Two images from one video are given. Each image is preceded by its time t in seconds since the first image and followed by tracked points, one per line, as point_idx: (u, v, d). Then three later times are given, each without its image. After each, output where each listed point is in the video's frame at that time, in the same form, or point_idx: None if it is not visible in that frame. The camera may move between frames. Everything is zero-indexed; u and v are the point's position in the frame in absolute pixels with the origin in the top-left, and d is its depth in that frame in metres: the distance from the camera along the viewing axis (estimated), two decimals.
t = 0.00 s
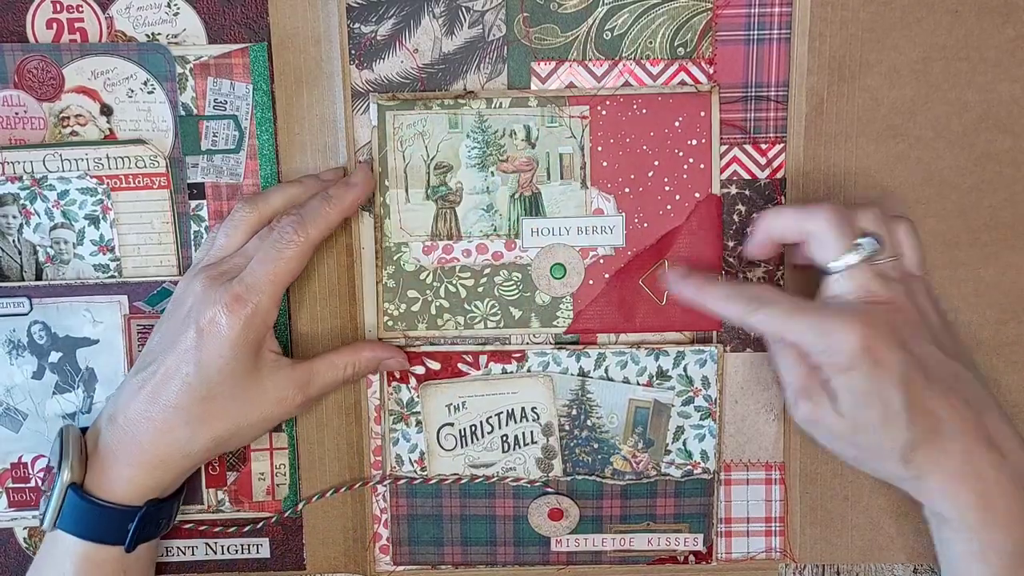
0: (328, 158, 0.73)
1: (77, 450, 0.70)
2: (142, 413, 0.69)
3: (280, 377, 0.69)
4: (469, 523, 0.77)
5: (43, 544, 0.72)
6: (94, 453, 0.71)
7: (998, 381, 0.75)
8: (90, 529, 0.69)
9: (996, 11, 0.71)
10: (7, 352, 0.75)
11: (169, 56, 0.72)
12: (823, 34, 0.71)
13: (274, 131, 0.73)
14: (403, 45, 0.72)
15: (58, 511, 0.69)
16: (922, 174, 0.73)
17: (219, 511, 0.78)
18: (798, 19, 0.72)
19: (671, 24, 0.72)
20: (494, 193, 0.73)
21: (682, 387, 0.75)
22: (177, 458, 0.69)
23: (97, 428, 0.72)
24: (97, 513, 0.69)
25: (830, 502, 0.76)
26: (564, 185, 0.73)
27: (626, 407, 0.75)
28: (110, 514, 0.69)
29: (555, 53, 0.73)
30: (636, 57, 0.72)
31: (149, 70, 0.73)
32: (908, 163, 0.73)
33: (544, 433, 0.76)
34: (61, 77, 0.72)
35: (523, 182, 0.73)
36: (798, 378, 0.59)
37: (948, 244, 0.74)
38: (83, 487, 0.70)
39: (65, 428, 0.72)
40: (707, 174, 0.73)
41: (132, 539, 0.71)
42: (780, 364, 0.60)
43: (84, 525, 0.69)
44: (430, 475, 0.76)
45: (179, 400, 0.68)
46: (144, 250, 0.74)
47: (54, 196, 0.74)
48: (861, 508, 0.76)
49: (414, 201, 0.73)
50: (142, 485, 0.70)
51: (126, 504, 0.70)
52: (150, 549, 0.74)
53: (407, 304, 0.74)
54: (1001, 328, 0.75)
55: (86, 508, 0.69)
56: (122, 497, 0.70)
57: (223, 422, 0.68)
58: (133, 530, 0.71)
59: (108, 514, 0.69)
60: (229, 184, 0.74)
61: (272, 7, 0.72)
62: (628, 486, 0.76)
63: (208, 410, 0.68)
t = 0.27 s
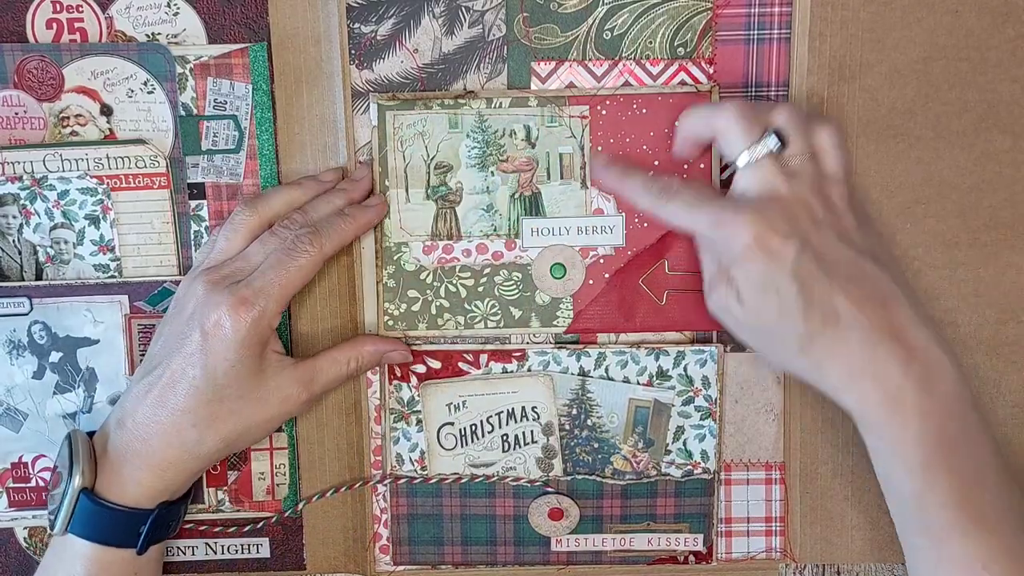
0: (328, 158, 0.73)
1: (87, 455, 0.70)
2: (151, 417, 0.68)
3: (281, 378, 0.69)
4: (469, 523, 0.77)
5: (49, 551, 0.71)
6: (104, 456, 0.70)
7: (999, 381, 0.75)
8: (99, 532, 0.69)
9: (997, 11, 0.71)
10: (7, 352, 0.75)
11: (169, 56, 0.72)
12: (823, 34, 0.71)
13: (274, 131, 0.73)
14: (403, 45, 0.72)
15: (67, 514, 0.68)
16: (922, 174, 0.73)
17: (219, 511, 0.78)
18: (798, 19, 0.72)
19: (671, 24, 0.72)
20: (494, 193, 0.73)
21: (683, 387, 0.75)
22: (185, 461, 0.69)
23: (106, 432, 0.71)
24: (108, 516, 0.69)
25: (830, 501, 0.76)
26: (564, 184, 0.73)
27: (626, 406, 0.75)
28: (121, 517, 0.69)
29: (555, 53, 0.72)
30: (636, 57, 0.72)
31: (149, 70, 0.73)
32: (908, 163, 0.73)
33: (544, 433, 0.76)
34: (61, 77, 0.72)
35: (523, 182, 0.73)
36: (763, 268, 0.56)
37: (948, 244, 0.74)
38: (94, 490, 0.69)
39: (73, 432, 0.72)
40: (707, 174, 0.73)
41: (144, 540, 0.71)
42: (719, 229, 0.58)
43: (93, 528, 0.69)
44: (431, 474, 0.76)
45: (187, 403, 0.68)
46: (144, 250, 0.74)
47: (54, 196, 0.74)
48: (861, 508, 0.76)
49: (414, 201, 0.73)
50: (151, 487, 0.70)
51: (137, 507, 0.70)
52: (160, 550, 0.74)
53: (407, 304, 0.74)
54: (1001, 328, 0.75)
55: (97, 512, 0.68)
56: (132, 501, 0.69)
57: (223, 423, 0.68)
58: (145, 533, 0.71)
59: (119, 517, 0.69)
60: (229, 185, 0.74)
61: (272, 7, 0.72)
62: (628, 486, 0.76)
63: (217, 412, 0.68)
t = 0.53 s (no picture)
0: (328, 158, 0.73)
1: (86, 455, 0.70)
2: (151, 417, 0.68)
3: (281, 378, 0.69)
4: (469, 522, 0.77)
5: (47, 551, 0.70)
6: (104, 456, 0.70)
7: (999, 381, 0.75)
8: (99, 532, 0.69)
9: (997, 11, 0.71)
10: (7, 352, 0.75)
11: (169, 56, 0.72)
12: (823, 34, 0.71)
13: (274, 131, 0.73)
14: (403, 45, 0.72)
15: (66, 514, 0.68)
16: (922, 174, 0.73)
17: (219, 511, 0.77)
18: (798, 19, 0.71)
19: (671, 24, 0.72)
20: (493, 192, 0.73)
21: (683, 387, 0.75)
22: (184, 460, 0.69)
23: (106, 432, 0.71)
24: (107, 516, 0.69)
25: (830, 502, 0.76)
26: (564, 185, 0.73)
27: (626, 407, 0.75)
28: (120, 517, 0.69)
29: (555, 53, 0.72)
30: (636, 57, 0.72)
31: (149, 70, 0.73)
32: (908, 163, 0.73)
33: (544, 433, 0.76)
34: (61, 77, 0.72)
35: (523, 182, 0.73)
36: (852, 338, 0.58)
37: (948, 244, 0.74)
38: (93, 490, 0.69)
39: (72, 431, 0.72)
40: (707, 174, 0.73)
41: (143, 540, 0.71)
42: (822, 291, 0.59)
43: (93, 528, 0.69)
44: (431, 474, 0.76)
45: (187, 403, 0.68)
46: (144, 250, 0.74)
47: (54, 196, 0.74)
48: (861, 509, 0.76)
49: (414, 201, 0.73)
50: (151, 487, 0.70)
51: (136, 507, 0.70)
52: (159, 549, 0.74)
53: (407, 304, 0.74)
54: (1001, 328, 0.75)
55: (96, 512, 0.68)
56: (132, 500, 0.69)
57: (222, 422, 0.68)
58: (145, 533, 0.71)
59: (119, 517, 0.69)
60: (229, 184, 0.74)
61: (272, 7, 0.72)
62: (628, 486, 0.76)
63: (216, 412, 0.68)
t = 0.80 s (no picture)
0: (328, 158, 0.73)
1: (88, 457, 0.70)
2: (152, 418, 0.69)
3: (282, 378, 0.69)
4: (469, 522, 0.77)
5: (49, 553, 0.70)
6: (105, 458, 0.70)
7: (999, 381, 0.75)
8: (100, 534, 0.69)
9: (996, 11, 0.71)
10: (7, 352, 0.75)
11: (169, 56, 0.72)
12: (823, 34, 0.71)
13: (274, 131, 0.73)
14: (403, 45, 0.72)
15: (67, 517, 0.68)
16: (922, 174, 0.73)
17: (219, 511, 0.78)
18: (798, 19, 0.72)
19: (671, 24, 0.72)
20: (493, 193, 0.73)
21: (683, 387, 0.75)
22: (185, 461, 0.69)
23: (107, 433, 0.71)
24: (107, 518, 0.69)
25: (830, 502, 0.76)
26: (564, 184, 0.73)
27: (626, 406, 0.75)
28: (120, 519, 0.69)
29: (555, 53, 0.72)
30: (636, 57, 0.72)
31: (149, 70, 0.73)
32: (908, 163, 0.73)
33: (544, 433, 0.76)
34: (61, 77, 0.72)
35: (523, 182, 0.73)
36: (956, 365, 0.57)
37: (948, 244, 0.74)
38: (94, 492, 0.69)
39: (73, 433, 0.72)
40: (707, 174, 0.73)
41: (145, 542, 0.71)
42: (944, 315, 0.57)
43: (94, 530, 0.69)
44: (431, 474, 0.76)
45: (188, 404, 0.68)
46: (144, 250, 0.75)
47: (54, 196, 0.74)
48: (861, 509, 0.76)
49: (414, 201, 0.73)
50: (152, 488, 0.70)
51: (138, 509, 0.70)
52: (161, 550, 0.74)
53: (407, 304, 0.74)
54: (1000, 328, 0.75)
55: (97, 514, 0.68)
56: (133, 502, 0.69)
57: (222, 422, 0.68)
58: (147, 535, 0.71)
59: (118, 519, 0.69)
60: (229, 184, 0.74)
61: (272, 7, 0.72)
62: (628, 486, 0.76)
63: (217, 413, 0.68)
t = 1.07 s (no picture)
0: (328, 158, 0.73)
1: (89, 457, 0.70)
2: (152, 418, 0.69)
3: (282, 378, 0.69)
4: (469, 522, 0.77)
5: (50, 553, 0.70)
6: (106, 458, 0.70)
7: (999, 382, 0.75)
8: (102, 534, 0.69)
9: (996, 11, 0.71)
10: (7, 351, 0.75)
11: (169, 56, 0.72)
12: (823, 35, 0.71)
13: (274, 131, 0.73)
14: (403, 45, 0.72)
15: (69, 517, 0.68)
16: (922, 175, 0.73)
17: (219, 511, 0.78)
18: (798, 19, 0.72)
19: (671, 24, 0.72)
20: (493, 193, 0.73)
21: (682, 387, 0.75)
22: (186, 461, 0.69)
23: (107, 433, 0.71)
24: (109, 518, 0.69)
25: (830, 502, 0.76)
26: (564, 185, 0.73)
27: (626, 406, 0.75)
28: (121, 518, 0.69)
29: (555, 54, 0.73)
30: (636, 57, 0.72)
31: (149, 70, 0.73)
32: (907, 163, 0.73)
33: (544, 433, 0.76)
34: (61, 77, 0.72)
35: (523, 182, 0.73)
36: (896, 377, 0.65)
37: (948, 245, 0.74)
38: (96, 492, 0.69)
39: (74, 434, 0.72)
40: (707, 174, 0.73)
41: (147, 542, 0.71)
42: (883, 327, 0.65)
43: (95, 530, 0.69)
44: (431, 474, 0.76)
45: (189, 404, 0.68)
46: (144, 250, 0.75)
47: (54, 196, 0.74)
48: (861, 509, 0.76)
49: (414, 201, 0.73)
50: (153, 488, 0.70)
51: (139, 508, 0.70)
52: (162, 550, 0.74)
53: (407, 304, 0.74)
54: (1000, 328, 0.75)
55: (99, 514, 0.68)
56: (135, 502, 0.69)
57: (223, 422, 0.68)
58: (148, 535, 0.71)
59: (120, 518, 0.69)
60: (229, 184, 0.74)
61: (272, 7, 0.72)
62: (627, 486, 0.76)
63: (218, 413, 0.68)
